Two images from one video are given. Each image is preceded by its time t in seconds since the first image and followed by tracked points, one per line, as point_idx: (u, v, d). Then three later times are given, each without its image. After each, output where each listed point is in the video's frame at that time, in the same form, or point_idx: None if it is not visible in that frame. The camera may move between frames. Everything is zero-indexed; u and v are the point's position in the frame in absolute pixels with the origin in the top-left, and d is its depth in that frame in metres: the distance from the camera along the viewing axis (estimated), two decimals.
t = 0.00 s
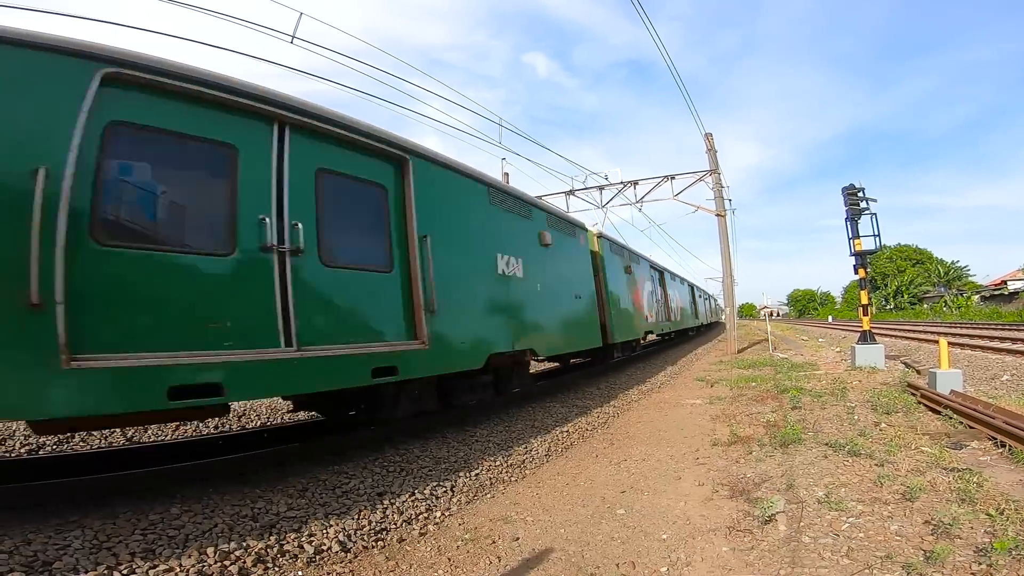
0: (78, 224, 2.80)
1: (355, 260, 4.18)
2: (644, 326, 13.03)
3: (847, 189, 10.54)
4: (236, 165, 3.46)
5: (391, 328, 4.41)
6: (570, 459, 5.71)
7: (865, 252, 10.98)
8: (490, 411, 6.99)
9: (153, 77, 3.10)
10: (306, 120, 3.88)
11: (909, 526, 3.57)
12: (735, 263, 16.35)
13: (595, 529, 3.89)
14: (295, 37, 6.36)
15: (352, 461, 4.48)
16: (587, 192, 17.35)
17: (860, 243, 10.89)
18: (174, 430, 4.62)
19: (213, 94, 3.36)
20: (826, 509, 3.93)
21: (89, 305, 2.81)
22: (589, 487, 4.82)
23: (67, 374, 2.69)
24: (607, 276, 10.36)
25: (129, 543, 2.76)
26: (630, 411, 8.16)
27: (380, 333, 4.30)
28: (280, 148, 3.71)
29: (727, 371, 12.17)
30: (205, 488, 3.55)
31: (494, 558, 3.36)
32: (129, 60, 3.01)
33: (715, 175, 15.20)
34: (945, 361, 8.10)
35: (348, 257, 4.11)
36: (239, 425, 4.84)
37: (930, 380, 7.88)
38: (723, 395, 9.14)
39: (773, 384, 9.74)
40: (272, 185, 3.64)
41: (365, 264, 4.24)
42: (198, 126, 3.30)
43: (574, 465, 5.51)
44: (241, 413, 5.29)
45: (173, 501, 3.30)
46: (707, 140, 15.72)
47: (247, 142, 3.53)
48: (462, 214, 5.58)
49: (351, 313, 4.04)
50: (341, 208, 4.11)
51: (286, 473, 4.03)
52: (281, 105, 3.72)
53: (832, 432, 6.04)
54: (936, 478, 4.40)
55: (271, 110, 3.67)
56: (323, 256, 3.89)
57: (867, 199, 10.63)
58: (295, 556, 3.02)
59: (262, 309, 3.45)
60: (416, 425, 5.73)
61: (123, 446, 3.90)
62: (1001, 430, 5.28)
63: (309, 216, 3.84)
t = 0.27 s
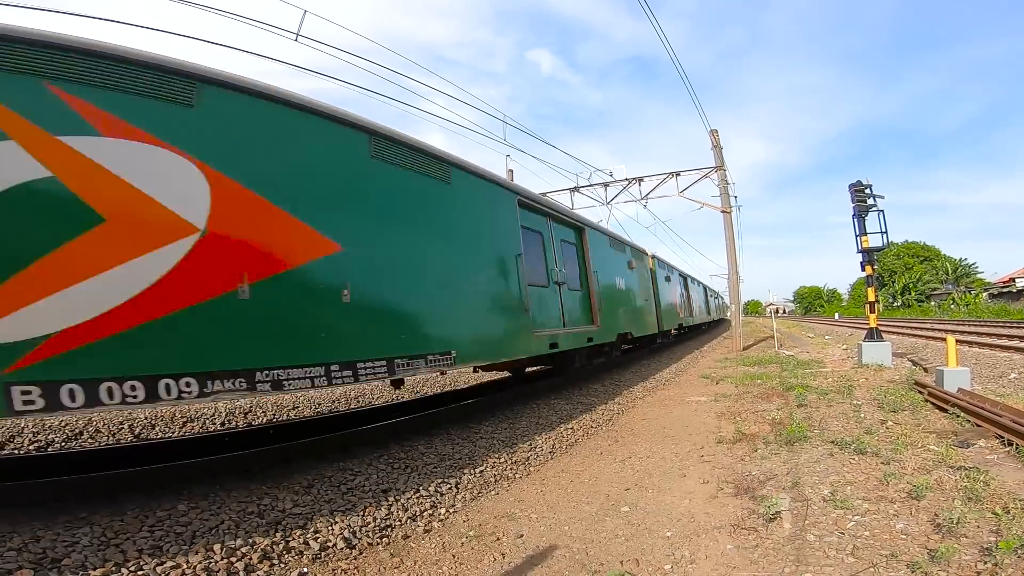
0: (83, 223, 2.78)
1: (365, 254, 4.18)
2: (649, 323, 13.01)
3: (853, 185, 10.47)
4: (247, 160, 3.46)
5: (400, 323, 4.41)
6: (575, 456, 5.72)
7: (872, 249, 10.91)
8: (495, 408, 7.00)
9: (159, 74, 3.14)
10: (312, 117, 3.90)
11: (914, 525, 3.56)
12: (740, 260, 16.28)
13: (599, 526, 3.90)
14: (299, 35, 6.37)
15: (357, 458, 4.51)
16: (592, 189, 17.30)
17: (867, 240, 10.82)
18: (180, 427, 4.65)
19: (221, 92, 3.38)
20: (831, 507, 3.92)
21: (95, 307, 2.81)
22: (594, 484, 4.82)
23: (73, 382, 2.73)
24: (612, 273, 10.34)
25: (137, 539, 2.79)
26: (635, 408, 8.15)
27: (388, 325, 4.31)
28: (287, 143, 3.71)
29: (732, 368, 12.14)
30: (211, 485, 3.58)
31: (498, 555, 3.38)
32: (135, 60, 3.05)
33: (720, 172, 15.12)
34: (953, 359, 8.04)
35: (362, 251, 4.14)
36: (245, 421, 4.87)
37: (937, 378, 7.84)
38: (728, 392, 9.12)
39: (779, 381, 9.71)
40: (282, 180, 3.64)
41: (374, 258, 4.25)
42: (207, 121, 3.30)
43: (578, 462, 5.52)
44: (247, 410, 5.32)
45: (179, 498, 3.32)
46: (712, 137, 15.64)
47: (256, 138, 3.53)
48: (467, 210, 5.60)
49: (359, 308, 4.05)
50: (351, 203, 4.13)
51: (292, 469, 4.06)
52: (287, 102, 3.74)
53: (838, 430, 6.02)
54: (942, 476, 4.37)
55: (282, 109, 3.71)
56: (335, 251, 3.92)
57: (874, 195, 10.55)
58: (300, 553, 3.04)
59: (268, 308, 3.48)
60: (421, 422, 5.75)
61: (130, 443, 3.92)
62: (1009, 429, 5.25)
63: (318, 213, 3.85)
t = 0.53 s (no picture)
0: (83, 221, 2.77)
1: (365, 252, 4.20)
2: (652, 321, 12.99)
3: (858, 183, 10.42)
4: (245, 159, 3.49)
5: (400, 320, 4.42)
6: (577, 453, 5.72)
7: (876, 247, 10.86)
8: (497, 405, 7.01)
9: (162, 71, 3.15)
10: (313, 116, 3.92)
11: (916, 524, 3.55)
12: (744, 258, 16.23)
13: (600, 524, 3.90)
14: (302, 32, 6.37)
15: (359, 455, 4.52)
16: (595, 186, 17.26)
17: (871, 238, 10.78)
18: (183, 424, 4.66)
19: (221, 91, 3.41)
20: (833, 506, 3.91)
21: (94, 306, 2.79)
22: (595, 482, 4.83)
23: (69, 386, 2.68)
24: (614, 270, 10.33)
25: (139, 536, 2.80)
26: (637, 406, 8.15)
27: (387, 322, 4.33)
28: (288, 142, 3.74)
29: (735, 366, 12.11)
30: (214, 482, 3.60)
31: (498, 552, 3.39)
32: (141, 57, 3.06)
33: (724, 170, 15.07)
34: (957, 358, 8.01)
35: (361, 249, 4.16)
36: (248, 418, 4.87)
37: (941, 377, 7.81)
38: (730, 390, 9.10)
39: (782, 379, 9.70)
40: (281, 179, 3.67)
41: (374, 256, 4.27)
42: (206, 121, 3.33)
43: (580, 460, 5.52)
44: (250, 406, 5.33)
45: (182, 495, 3.34)
46: (716, 134, 15.59)
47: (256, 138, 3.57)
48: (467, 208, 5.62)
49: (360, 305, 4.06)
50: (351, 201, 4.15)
51: (294, 466, 4.08)
52: (290, 100, 3.77)
53: (841, 429, 6.00)
54: (945, 476, 4.36)
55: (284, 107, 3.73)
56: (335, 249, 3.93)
57: (879, 194, 10.50)
58: (302, 550, 3.05)
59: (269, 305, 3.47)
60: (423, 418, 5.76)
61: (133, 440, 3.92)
62: (1013, 428, 5.23)
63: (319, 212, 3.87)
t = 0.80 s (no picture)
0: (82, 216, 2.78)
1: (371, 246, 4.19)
2: (654, 319, 12.98)
3: (862, 182, 10.38)
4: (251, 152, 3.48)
5: (405, 314, 4.41)
6: (579, 452, 5.73)
7: (880, 246, 10.83)
8: (499, 403, 7.02)
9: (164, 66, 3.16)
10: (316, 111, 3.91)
11: (918, 524, 3.54)
12: (747, 257, 16.20)
13: (601, 522, 3.90)
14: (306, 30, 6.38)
15: (362, 452, 4.53)
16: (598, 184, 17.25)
17: (875, 237, 10.74)
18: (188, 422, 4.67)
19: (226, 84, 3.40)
20: (835, 506, 3.91)
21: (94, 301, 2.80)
22: (597, 480, 4.83)
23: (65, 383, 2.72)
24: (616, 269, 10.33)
25: (141, 533, 2.81)
26: (639, 404, 8.15)
27: (394, 316, 4.32)
28: (293, 137, 3.72)
29: (738, 365, 12.11)
30: (217, 479, 3.61)
31: (500, 550, 3.39)
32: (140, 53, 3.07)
33: (728, 168, 15.03)
34: (960, 358, 7.98)
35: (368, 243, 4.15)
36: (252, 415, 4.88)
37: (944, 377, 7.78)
38: (733, 389, 9.09)
39: (784, 378, 9.68)
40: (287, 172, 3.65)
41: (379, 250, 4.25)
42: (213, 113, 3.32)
43: (582, 458, 5.52)
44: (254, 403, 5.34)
45: (184, 491, 3.35)
46: (720, 132, 15.54)
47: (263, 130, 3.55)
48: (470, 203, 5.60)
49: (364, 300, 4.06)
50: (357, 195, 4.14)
51: (297, 463, 4.09)
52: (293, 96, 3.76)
53: (843, 428, 6.00)
54: (948, 476, 4.35)
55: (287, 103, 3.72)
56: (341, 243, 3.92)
57: (883, 193, 10.46)
58: (304, 547, 3.06)
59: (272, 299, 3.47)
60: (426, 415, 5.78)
61: (137, 437, 3.94)
62: (1016, 428, 5.21)
63: (326, 205, 3.85)
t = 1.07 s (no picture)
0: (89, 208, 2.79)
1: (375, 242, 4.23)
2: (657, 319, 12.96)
3: (868, 182, 10.34)
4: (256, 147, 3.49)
5: (403, 311, 4.41)
6: (581, 450, 5.72)
7: (885, 246, 10.78)
8: (502, 401, 7.01)
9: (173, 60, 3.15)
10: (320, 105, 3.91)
11: (921, 525, 3.53)
12: (751, 257, 16.15)
13: (604, 522, 3.90)
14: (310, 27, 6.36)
15: (364, 450, 4.54)
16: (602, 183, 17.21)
17: (880, 238, 10.70)
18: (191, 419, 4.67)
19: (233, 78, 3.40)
20: (838, 506, 3.90)
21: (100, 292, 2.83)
22: (599, 479, 4.83)
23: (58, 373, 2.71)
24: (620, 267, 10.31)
25: (144, 530, 2.82)
26: (642, 403, 8.14)
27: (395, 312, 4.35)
28: (294, 130, 3.70)
29: (741, 365, 12.09)
30: (220, 476, 3.61)
31: (502, 549, 3.39)
32: (147, 46, 3.06)
33: (732, 167, 14.98)
34: (966, 359, 7.95)
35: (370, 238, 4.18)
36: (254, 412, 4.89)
37: (949, 378, 7.75)
38: (735, 389, 9.07)
39: (787, 378, 9.66)
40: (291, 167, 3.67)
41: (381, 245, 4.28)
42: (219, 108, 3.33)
43: (584, 457, 5.52)
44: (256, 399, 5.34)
45: (187, 488, 3.36)
46: (724, 132, 15.48)
47: (267, 125, 3.56)
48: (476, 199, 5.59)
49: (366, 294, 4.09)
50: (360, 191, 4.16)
51: (300, 461, 4.10)
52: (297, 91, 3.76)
53: (847, 429, 5.98)
54: (951, 477, 4.33)
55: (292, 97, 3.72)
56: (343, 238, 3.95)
57: (889, 193, 10.41)
58: (306, 544, 3.06)
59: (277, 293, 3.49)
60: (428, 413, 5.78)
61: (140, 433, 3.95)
62: (1020, 430, 5.19)
63: (326, 201, 3.85)
